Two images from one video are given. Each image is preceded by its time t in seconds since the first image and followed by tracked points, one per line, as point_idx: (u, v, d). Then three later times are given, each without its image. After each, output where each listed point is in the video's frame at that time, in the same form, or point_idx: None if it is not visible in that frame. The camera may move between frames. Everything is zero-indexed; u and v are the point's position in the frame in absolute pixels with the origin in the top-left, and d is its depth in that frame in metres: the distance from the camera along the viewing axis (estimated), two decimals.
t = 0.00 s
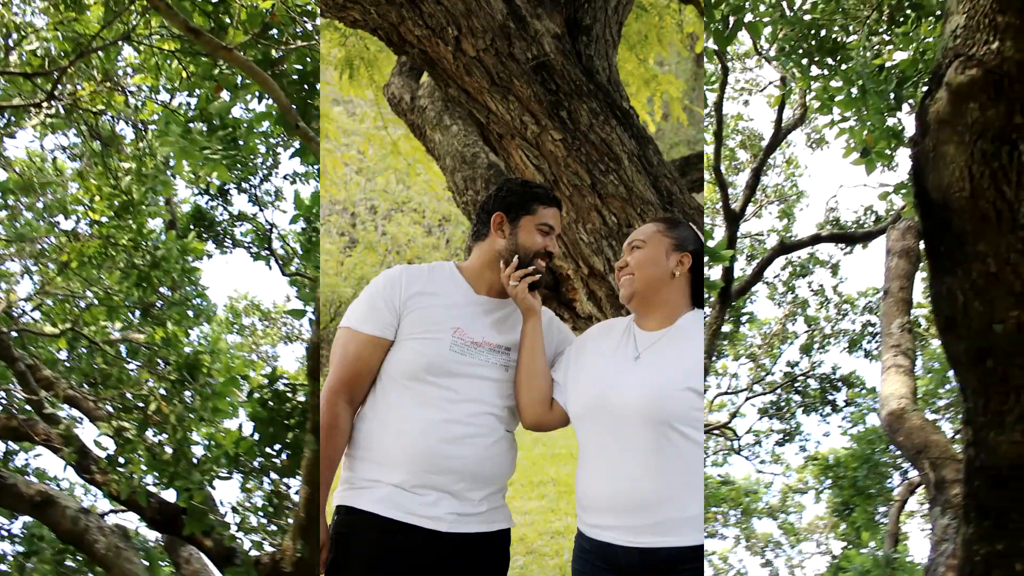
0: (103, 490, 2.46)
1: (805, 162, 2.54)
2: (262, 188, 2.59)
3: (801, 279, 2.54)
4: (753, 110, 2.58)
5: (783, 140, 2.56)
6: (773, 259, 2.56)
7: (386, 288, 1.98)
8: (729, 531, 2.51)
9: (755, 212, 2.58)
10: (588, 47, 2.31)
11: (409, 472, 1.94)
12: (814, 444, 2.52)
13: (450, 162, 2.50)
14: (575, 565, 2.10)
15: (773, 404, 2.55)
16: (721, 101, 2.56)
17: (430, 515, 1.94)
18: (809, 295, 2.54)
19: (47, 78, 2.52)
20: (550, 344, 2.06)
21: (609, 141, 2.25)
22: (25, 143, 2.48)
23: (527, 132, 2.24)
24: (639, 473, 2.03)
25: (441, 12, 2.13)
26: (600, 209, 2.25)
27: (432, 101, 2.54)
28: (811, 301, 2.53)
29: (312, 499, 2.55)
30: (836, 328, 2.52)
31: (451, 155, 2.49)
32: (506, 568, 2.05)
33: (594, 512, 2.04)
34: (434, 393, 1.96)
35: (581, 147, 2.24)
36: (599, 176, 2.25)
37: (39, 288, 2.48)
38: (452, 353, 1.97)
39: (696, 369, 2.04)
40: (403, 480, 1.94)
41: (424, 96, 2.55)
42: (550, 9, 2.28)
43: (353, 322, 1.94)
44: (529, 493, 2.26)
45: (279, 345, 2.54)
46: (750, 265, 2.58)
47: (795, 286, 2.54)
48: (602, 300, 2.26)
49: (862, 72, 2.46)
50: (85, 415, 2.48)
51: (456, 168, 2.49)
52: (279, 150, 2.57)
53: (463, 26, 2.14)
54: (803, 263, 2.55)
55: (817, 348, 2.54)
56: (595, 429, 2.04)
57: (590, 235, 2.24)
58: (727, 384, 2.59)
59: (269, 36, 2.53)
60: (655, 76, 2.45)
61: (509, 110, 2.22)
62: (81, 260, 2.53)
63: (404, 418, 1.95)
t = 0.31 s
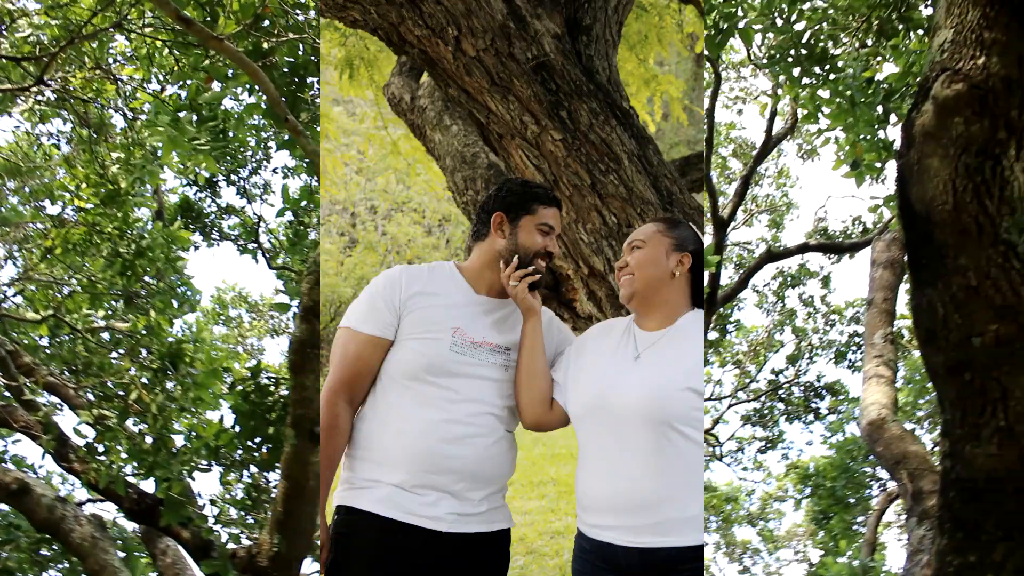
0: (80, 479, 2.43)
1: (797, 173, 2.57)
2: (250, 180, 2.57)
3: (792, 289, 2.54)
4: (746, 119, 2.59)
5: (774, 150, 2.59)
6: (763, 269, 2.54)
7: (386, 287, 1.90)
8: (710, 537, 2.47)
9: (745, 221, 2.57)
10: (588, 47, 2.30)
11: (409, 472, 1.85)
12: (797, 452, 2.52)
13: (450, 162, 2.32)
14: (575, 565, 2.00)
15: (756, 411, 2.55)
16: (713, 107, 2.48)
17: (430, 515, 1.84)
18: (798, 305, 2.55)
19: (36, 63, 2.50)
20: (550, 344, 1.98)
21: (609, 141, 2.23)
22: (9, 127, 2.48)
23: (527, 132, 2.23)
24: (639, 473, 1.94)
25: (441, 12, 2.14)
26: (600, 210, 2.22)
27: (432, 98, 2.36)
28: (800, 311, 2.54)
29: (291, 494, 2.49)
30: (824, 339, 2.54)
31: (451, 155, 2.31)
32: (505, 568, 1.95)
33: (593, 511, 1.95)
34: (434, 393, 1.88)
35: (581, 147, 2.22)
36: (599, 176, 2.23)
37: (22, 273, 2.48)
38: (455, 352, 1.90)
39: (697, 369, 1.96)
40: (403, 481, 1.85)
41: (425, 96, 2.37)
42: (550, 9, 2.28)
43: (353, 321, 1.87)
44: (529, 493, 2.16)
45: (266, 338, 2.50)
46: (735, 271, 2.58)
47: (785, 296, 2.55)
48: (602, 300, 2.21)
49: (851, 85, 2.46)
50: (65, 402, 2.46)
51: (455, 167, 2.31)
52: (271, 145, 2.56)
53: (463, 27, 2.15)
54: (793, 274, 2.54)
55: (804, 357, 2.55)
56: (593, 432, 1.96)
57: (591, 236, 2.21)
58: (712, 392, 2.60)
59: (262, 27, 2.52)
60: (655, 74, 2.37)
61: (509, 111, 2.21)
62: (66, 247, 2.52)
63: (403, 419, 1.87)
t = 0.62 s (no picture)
0: (59, 469, 2.44)
1: (790, 184, 2.61)
2: (241, 174, 2.54)
3: (783, 299, 2.57)
4: (740, 129, 2.61)
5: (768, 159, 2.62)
6: (754, 278, 2.57)
7: (386, 288, 1.86)
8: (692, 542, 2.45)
9: (736, 230, 2.61)
10: (589, 47, 2.29)
11: (408, 471, 1.80)
12: (780, 460, 2.53)
13: (450, 162, 2.25)
14: (575, 566, 1.93)
15: (742, 419, 2.55)
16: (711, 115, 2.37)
17: (430, 515, 1.79)
18: (788, 315, 2.57)
19: (26, 51, 2.59)
20: (550, 344, 1.93)
21: (608, 141, 2.22)
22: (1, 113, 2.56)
23: (527, 132, 2.22)
24: (639, 473, 1.87)
25: (441, 12, 2.16)
26: (600, 210, 2.20)
27: (432, 98, 2.30)
28: (790, 321, 2.57)
29: (272, 489, 2.40)
30: (812, 349, 2.57)
31: (451, 155, 2.25)
32: (505, 569, 1.90)
33: (593, 511, 1.89)
34: (434, 393, 1.83)
35: (581, 147, 2.21)
36: (599, 176, 2.21)
37: (8, 259, 2.56)
38: (454, 354, 1.84)
39: (697, 370, 1.88)
40: (403, 480, 1.79)
41: (425, 96, 2.31)
42: (550, 9, 2.28)
43: (353, 322, 1.83)
44: (529, 493, 2.08)
45: (255, 333, 2.45)
46: (720, 278, 2.59)
47: (776, 305, 2.57)
48: (602, 300, 2.17)
49: (842, 95, 2.43)
50: (46, 390, 2.47)
51: (455, 167, 2.24)
52: (263, 139, 2.53)
53: (463, 27, 2.17)
54: (785, 285, 2.56)
55: (791, 367, 2.58)
56: (592, 434, 1.90)
57: (590, 236, 2.19)
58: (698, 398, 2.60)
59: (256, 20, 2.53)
60: (655, 74, 2.29)
61: (509, 111, 2.21)
62: (52, 235, 2.57)
63: (403, 419, 1.82)
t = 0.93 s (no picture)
0: (40, 457, 2.43)
1: (783, 195, 2.52)
2: (234, 165, 2.52)
3: (772, 308, 2.53)
4: (735, 138, 2.56)
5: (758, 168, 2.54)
6: (746, 287, 2.54)
7: (354, 272, 2.05)
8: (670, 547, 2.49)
9: (728, 239, 2.55)
10: (557, 27, 2.30)
11: (374, 456, 2.05)
12: (762, 468, 2.51)
13: (421, 142, 2.38)
14: (541, 542, 1.97)
15: (726, 426, 2.55)
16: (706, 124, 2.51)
17: (397, 497, 2.03)
18: (778, 325, 2.53)
19: (15, 36, 2.50)
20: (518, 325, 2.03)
21: (575, 122, 2.22)
22: None
23: (495, 112, 2.22)
24: (601, 454, 1.88)
25: None
26: (569, 189, 2.21)
27: (402, 79, 2.45)
28: (779, 331, 2.53)
29: (251, 482, 2.45)
30: (800, 359, 2.53)
31: (422, 136, 2.39)
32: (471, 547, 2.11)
33: (559, 490, 1.92)
34: (400, 372, 2.04)
35: (549, 127, 2.21)
36: (567, 157, 2.21)
37: None
38: (417, 335, 2.02)
39: (663, 351, 1.83)
40: (371, 464, 2.06)
41: (393, 75, 2.45)
42: None
43: (325, 304, 2.05)
44: (502, 473, 2.17)
45: (244, 325, 2.46)
46: (711, 286, 2.54)
47: (767, 315, 2.53)
48: (570, 280, 2.25)
49: (833, 105, 2.51)
50: (28, 377, 2.46)
51: (426, 149, 2.38)
52: (257, 130, 2.51)
53: (432, 8, 2.15)
54: (777, 297, 2.52)
55: (779, 376, 2.53)
56: (558, 421, 1.93)
57: (559, 216, 2.21)
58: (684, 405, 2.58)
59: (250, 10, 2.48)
60: (629, 53, 2.36)
61: (479, 91, 2.21)
62: (38, 221, 2.51)
63: (373, 402, 2.05)
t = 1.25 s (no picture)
0: (19, 440, 2.41)
1: (776, 201, 2.55)
2: (226, 153, 2.50)
3: (762, 314, 2.53)
4: (730, 143, 2.59)
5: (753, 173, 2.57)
6: (736, 291, 2.55)
7: (354, 273, 2.04)
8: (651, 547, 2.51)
9: (721, 243, 2.57)
10: (556, 27, 2.32)
11: (374, 456, 2.03)
12: (745, 471, 2.52)
13: (420, 142, 2.47)
14: (542, 544, 1.95)
15: (711, 429, 2.55)
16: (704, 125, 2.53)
17: (396, 496, 2.01)
18: (768, 330, 2.53)
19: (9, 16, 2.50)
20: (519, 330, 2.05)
21: (575, 123, 2.22)
22: None
23: (495, 113, 2.21)
24: (603, 454, 1.87)
25: None
26: (569, 189, 2.22)
27: (403, 78, 2.54)
28: (769, 336, 2.53)
29: (232, 470, 2.44)
30: (788, 365, 2.55)
31: (422, 135, 2.48)
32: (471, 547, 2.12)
33: (560, 490, 1.91)
34: (400, 373, 2.03)
35: (550, 128, 2.21)
36: (567, 157, 2.22)
37: None
38: (419, 336, 2.02)
39: (663, 350, 1.83)
40: (371, 464, 2.04)
41: (394, 75, 2.55)
42: None
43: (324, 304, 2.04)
44: (502, 473, 2.36)
45: (231, 315, 2.45)
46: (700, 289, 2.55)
47: (757, 319, 2.54)
48: (570, 280, 2.28)
49: (825, 110, 2.51)
50: (10, 360, 2.44)
51: (426, 148, 2.46)
52: (250, 119, 2.50)
53: (431, 9, 2.14)
54: (767, 302, 2.53)
55: (766, 381, 2.53)
56: (558, 421, 1.92)
57: (559, 216, 2.23)
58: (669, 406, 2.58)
59: None
60: (628, 53, 2.46)
61: (479, 92, 2.20)
62: (24, 204, 2.48)
63: (373, 402, 2.04)
